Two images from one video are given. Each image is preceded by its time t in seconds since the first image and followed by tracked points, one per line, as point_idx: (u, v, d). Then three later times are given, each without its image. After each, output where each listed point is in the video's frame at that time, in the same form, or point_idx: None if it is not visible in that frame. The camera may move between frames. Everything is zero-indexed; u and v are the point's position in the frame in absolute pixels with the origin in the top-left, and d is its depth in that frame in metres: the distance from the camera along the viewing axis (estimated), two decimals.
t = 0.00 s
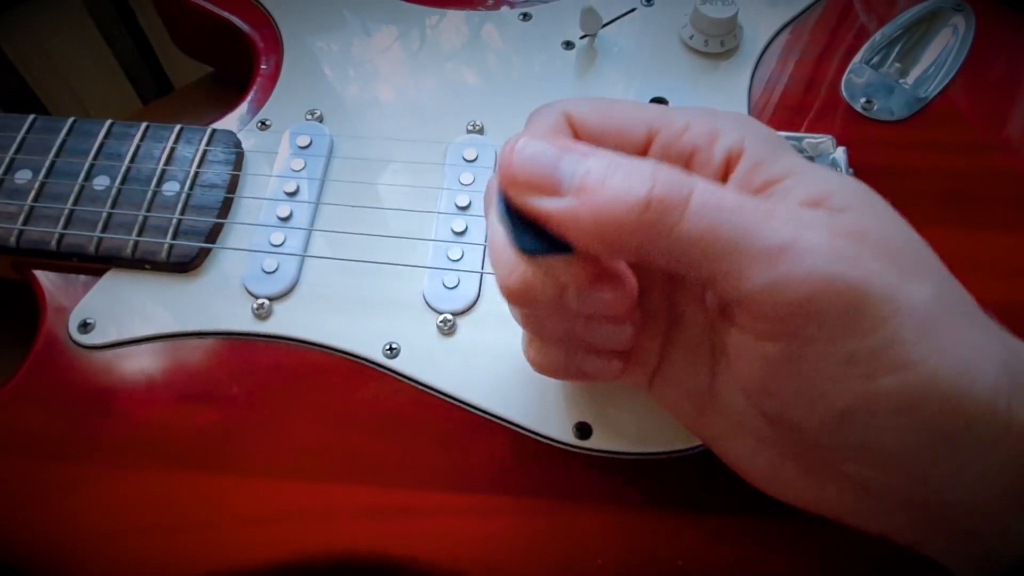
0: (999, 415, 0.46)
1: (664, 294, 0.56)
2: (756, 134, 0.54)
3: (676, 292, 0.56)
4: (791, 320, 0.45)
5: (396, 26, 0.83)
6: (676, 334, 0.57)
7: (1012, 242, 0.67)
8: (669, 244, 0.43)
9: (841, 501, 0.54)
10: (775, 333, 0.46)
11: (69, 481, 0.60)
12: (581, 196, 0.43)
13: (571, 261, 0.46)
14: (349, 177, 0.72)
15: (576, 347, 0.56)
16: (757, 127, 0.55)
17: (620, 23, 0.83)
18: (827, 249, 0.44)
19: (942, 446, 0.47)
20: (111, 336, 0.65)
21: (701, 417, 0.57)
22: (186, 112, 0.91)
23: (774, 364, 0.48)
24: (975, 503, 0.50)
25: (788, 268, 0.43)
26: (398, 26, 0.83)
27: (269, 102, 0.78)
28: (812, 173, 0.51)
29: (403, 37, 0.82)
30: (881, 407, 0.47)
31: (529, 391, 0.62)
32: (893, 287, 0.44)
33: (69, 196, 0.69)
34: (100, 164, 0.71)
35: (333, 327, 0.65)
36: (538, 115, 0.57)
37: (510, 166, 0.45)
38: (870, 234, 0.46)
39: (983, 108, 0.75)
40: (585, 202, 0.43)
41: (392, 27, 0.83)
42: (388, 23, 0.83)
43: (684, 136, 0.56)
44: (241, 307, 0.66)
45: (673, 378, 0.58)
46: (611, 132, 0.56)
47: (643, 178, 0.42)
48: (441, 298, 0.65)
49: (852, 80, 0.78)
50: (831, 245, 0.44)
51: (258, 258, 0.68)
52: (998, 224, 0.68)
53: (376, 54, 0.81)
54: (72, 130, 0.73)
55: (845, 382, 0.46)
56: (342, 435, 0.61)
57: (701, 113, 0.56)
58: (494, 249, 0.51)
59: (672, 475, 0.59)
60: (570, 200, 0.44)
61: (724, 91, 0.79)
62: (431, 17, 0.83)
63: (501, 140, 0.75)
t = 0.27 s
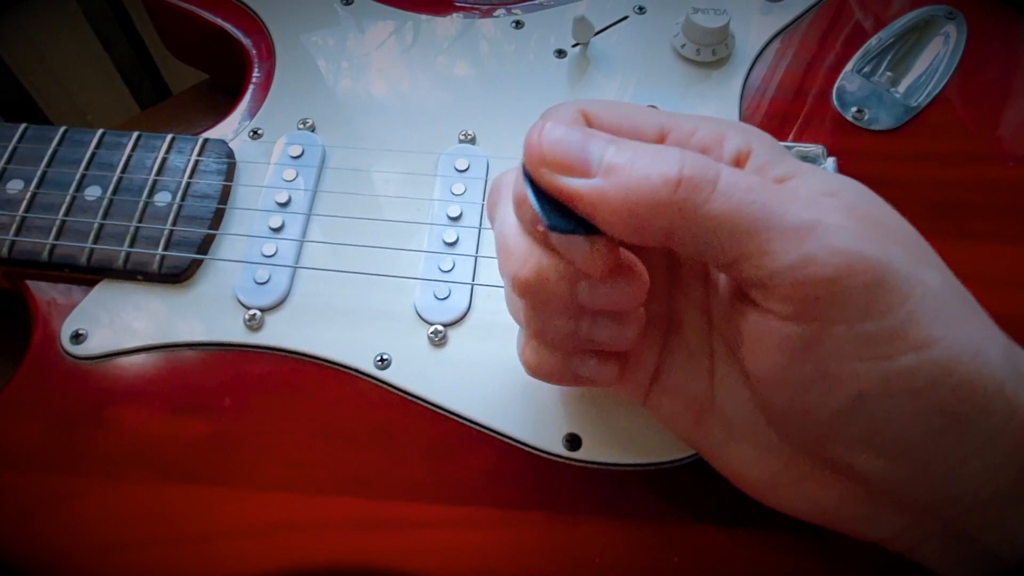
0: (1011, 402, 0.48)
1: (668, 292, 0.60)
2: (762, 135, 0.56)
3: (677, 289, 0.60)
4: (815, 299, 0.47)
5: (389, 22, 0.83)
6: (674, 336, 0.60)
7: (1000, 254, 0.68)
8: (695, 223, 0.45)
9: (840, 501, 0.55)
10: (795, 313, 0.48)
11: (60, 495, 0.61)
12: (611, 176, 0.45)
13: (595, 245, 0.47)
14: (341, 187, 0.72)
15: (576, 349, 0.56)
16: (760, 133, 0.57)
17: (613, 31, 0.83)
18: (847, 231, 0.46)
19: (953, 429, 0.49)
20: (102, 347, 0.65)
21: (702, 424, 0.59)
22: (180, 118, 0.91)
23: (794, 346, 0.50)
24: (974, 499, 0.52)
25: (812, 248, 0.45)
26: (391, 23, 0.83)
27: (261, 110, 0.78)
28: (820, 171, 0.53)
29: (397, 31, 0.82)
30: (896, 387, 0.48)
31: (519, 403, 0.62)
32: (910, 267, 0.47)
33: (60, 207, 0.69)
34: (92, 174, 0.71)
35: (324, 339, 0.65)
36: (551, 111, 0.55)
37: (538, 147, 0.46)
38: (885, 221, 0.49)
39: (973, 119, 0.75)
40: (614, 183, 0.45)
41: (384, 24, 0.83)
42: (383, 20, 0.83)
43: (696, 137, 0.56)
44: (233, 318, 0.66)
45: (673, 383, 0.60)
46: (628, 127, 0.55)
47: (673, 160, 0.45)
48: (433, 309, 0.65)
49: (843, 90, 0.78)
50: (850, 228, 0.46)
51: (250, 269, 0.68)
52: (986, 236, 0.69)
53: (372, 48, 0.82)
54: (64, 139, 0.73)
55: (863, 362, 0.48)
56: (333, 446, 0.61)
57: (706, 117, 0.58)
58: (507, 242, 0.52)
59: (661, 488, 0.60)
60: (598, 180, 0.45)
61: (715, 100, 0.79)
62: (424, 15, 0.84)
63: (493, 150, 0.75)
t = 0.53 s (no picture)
0: (1009, 399, 0.49)
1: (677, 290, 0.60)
2: (766, 134, 0.56)
3: (683, 284, 0.60)
4: (818, 302, 0.46)
5: (393, 19, 0.84)
6: (680, 330, 0.61)
7: (1005, 248, 0.68)
8: (697, 227, 0.45)
9: (842, 499, 0.56)
10: (799, 317, 0.48)
11: (69, 487, 0.61)
12: (612, 179, 0.45)
13: (596, 247, 0.48)
14: (347, 182, 0.73)
15: (580, 342, 0.57)
16: (767, 130, 0.57)
17: (617, 27, 0.83)
18: (852, 234, 0.46)
19: (954, 427, 0.50)
20: (110, 341, 0.66)
21: (707, 418, 0.59)
22: (185, 115, 0.91)
23: (798, 349, 0.50)
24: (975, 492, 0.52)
25: (815, 252, 0.45)
26: (395, 20, 0.83)
27: (268, 106, 0.79)
28: (824, 171, 0.53)
29: (401, 28, 0.83)
30: (898, 387, 0.49)
31: (524, 397, 0.62)
32: (914, 270, 0.46)
33: (68, 202, 0.69)
34: (99, 170, 0.71)
35: (331, 333, 0.65)
36: (558, 108, 0.57)
37: (539, 150, 0.46)
38: (888, 221, 0.49)
39: (977, 114, 0.75)
40: (615, 187, 0.45)
41: (388, 21, 0.83)
42: (386, 17, 0.84)
43: (700, 135, 0.57)
44: (240, 313, 0.66)
45: (678, 380, 0.60)
46: (632, 126, 0.56)
47: (675, 163, 0.44)
48: (439, 304, 0.65)
49: (848, 86, 0.78)
50: (853, 231, 0.46)
51: (256, 263, 0.68)
52: (991, 230, 0.69)
53: (375, 46, 0.82)
54: (71, 135, 0.73)
55: (866, 365, 0.48)
56: (340, 439, 0.62)
57: (713, 115, 0.58)
58: (513, 241, 0.54)
59: (666, 480, 0.60)
60: (600, 183, 0.45)
61: (720, 96, 0.79)
62: (428, 12, 0.84)
63: (498, 145, 0.75)
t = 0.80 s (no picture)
0: (1007, 402, 0.49)
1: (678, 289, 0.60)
2: (767, 134, 0.56)
3: (683, 283, 0.60)
4: (812, 306, 0.47)
5: (396, 18, 0.84)
6: (681, 329, 0.61)
7: (1006, 245, 0.68)
8: (692, 231, 0.45)
9: (840, 498, 0.56)
10: (793, 320, 0.48)
11: (75, 483, 0.61)
12: (608, 183, 0.45)
13: (593, 250, 0.48)
14: (351, 180, 0.73)
15: (580, 340, 0.57)
16: (768, 129, 0.57)
17: (619, 25, 0.84)
18: (848, 238, 0.46)
19: (951, 429, 0.50)
20: (115, 337, 0.66)
21: (707, 416, 0.59)
22: (191, 114, 0.92)
23: (793, 351, 0.50)
24: (974, 494, 0.52)
25: (810, 256, 0.45)
26: (398, 19, 0.84)
27: (271, 104, 0.79)
28: (823, 173, 0.53)
29: (403, 27, 0.83)
30: (894, 391, 0.49)
31: (527, 393, 0.63)
32: (910, 274, 0.47)
33: (73, 200, 0.70)
34: (104, 168, 0.72)
35: (335, 330, 0.66)
36: (558, 109, 0.57)
37: (535, 154, 0.46)
38: (884, 224, 0.49)
39: (979, 111, 0.75)
40: (611, 192, 0.45)
41: (390, 20, 0.84)
42: (387, 16, 0.84)
43: (700, 136, 0.57)
44: (244, 309, 0.67)
45: (678, 377, 0.60)
46: (631, 127, 0.57)
47: (671, 167, 0.44)
48: (442, 301, 0.66)
49: (850, 83, 0.78)
50: (849, 235, 0.46)
51: (260, 260, 0.68)
52: (993, 226, 0.69)
53: (376, 45, 0.82)
54: (76, 133, 0.74)
55: (861, 368, 0.48)
56: (344, 435, 0.62)
57: (713, 114, 0.58)
58: (512, 242, 0.54)
59: (669, 476, 0.60)
60: (596, 187, 0.45)
61: (722, 93, 0.79)
62: (430, 10, 0.84)
63: (501, 142, 0.76)
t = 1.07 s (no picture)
0: (1005, 395, 0.49)
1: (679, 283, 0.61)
2: (767, 129, 0.57)
3: (683, 276, 0.60)
4: (811, 299, 0.47)
5: (396, 15, 0.84)
6: (681, 322, 0.61)
7: (1005, 239, 0.68)
8: (692, 224, 0.46)
9: (838, 490, 0.56)
10: (792, 313, 0.48)
11: (79, 476, 0.62)
12: (608, 176, 0.45)
13: (594, 242, 0.48)
14: (352, 175, 0.73)
15: (581, 334, 0.57)
16: (768, 124, 0.57)
17: (619, 21, 0.84)
18: (848, 231, 0.46)
19: (948, 422, 0.50)
20: (118, 332, 0.67)
21: (707, 409, 0.59)
22: (194, 110, 0.92)
23: (792, 345, 0.50)
24: (972, 487, 0.53)
25: (810, 249, 0.45)
26: (398, 17, 0.84)
27: (273, 100, 0.79)
28: (823, 168, 0.54)
29: (403, 25, 0.83)
30: (892, 383, 0.49)
31: (528, 387, 0.63)
32: (909, 268, 0.47)
33: (76, 195, 0.70)
34: (107, 163, 0.72)
35: (336, 324, 0.66)
36: (558, 103, 0.57)
37: (536, 148, 0.47)
38: (883, 218, 0.49)
39: (978, 106, 0.75)
40: (612, 185, 0.45)
41: (391, 18, 0.84)
42: (387, 14, 0.84)
43: (700, 130, 0.57)
44: (246, 304, 0.67)
45: (678, 370, 0.61)
46: (631, 122, 0.57)
47: (671, 160, 0.45)
48: (443, 295, 0.66)
49: (849, 79, 0.78)
50: (848, 229, 0.46)
51: (262, 256, 0.69)
52: (992, 221, 0.69)
53: (376, 43, 0.83)
54: (78, 129, 0.74)
55: (859, 360, 0.49)
56: (346, 429, 0.62)
57: (714, 109, 0.58)
58: (514, 236, 0.54)
59: (669, 469, 0.60)
60: (596, 180, 0.46)
61: (722, 89, 0.80)
62: (430, 7, 0.85)
63: (501, 138, 0.76)
